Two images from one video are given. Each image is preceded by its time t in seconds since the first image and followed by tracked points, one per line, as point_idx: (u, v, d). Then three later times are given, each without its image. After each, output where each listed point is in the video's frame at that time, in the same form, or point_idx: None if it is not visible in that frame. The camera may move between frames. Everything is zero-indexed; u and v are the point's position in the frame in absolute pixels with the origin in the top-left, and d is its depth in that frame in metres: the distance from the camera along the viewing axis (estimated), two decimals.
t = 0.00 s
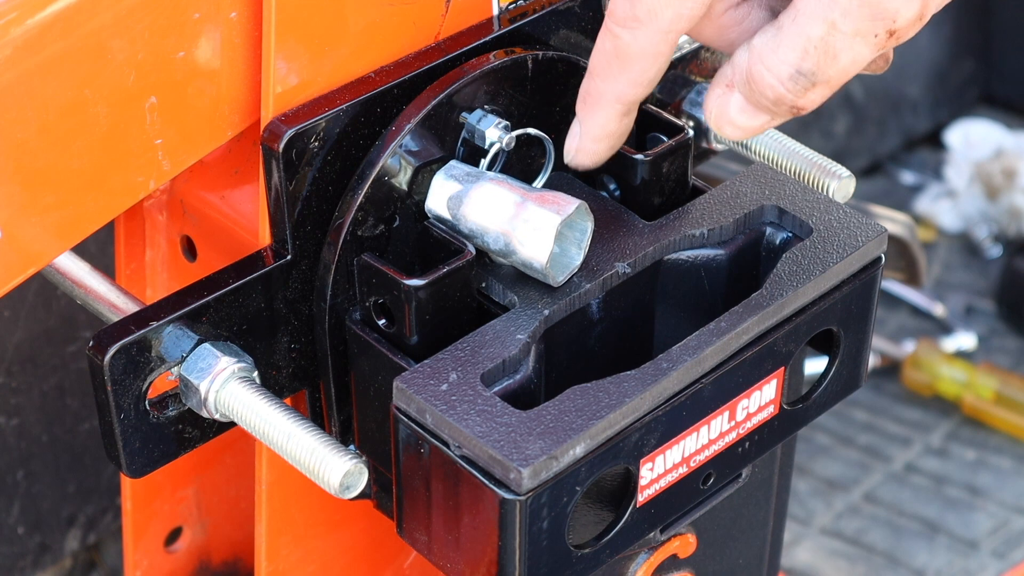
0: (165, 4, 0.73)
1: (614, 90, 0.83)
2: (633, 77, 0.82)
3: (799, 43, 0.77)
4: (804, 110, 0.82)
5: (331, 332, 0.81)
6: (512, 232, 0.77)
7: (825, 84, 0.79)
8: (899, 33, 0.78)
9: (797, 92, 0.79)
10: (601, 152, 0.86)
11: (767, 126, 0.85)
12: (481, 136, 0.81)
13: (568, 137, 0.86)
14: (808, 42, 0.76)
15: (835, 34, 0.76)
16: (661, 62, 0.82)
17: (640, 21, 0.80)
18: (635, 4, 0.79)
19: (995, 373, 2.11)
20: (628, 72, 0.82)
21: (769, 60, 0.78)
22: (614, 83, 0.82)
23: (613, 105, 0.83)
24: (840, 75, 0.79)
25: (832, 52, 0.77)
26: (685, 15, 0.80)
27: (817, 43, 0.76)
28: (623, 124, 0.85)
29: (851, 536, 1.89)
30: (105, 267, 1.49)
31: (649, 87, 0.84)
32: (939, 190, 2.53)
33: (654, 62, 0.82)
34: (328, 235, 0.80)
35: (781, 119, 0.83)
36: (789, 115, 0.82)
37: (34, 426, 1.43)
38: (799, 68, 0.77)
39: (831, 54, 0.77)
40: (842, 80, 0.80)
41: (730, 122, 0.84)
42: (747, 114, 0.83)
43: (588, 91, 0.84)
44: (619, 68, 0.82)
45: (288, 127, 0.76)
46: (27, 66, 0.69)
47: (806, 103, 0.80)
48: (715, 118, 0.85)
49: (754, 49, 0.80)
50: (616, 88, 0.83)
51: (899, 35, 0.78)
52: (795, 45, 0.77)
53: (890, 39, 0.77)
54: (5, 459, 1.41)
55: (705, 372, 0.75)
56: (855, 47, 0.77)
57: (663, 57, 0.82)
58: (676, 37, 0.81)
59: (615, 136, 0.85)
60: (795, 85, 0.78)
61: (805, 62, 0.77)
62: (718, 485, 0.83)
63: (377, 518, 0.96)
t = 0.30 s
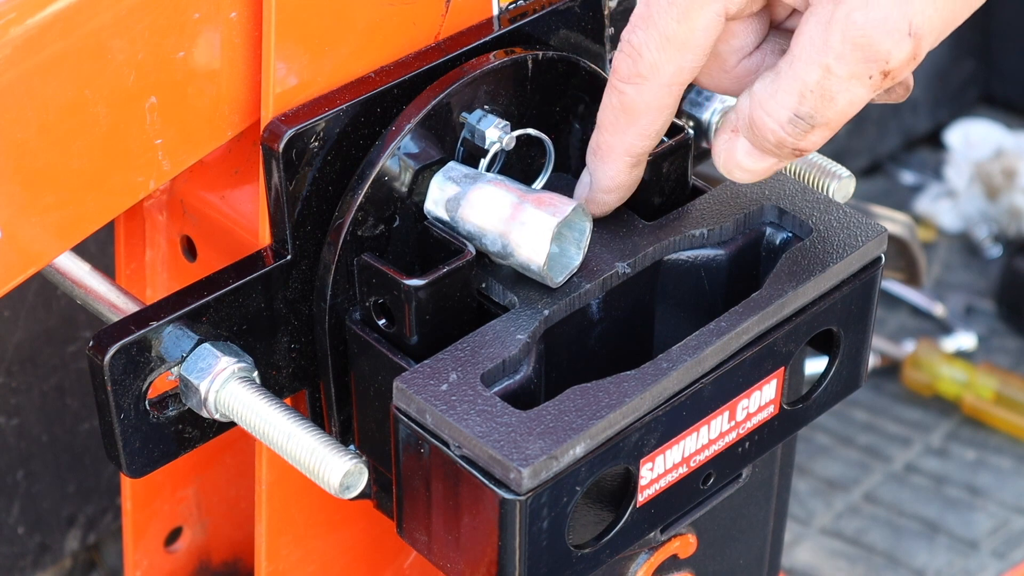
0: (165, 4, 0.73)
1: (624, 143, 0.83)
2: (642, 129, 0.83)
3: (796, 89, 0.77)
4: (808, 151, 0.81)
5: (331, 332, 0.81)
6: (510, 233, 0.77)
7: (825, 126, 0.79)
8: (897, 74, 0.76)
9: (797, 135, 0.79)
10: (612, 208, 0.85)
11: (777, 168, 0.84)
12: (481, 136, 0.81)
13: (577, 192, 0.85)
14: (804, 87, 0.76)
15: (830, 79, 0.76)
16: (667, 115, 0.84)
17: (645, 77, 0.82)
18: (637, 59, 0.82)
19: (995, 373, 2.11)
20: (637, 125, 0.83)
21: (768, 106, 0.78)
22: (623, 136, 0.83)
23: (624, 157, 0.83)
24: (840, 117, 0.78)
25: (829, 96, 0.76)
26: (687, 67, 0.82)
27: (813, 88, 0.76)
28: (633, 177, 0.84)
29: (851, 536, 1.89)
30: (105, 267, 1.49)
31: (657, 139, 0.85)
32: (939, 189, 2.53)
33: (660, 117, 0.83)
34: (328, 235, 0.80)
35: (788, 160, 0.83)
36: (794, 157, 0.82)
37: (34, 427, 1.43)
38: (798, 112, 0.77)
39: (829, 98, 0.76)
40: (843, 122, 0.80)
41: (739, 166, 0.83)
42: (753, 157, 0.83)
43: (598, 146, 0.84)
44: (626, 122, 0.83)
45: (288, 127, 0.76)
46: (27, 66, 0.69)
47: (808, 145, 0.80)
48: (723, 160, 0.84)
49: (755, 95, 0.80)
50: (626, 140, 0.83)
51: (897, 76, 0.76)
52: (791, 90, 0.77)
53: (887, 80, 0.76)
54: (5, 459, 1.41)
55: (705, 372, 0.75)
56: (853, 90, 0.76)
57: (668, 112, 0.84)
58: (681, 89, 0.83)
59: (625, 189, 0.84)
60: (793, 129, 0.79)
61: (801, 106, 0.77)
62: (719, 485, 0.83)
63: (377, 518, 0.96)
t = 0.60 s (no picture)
0: (166, 4, 0.73)
1: (622, 147, 0.83)
2: (638, 133, 0.83)
3: (776, 79, 0.77)
4: (794, 141, 0.81)
5: (331, 332, 0.81)
6: (507, 234, 0.77)
7: (809, 114, 0.79)
8: (876, 57, 0.76)
9: (781, 126, 0.79)
10: (613, 210, 0.85)
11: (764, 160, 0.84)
12: (481, 136, 0.81)
13: (578, 197, 0.85)
14: (785, 78, 0.76)
15: (809, 67, 0.76)
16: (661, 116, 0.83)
17: (632, 82, 0.81)
18: (622, 65, 0.81)
19: (995, 373, 2.11)
20: (632, 129, 0.83)
21: (750, 98, 0.78)
22: (620, 142, 0.83)
23: (622, 161, 0.83)
24: (823, 104, 0.78)
25: (811, 83, 0.76)
26: (672, 67, 0.81)
27: (793, 78, 0.76)
28: (633, 181, 0.84)
29: (851, 536, 1.89)
30: (105, 267, 1.49)
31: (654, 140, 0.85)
32: (939, 190, 2.52)
33: (653, 118, 0.83)
34: (328, 235, 0.80)
35: (776, 152, 0.83)
36: (781, 147, 0.82)
37: (34, 426, 1.43)
38: (780, 102, 0.77)
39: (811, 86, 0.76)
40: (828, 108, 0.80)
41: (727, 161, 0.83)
42: (740, 151, 0.82)
43: (597, 151, 0.84)
44: (619, 128, 0.83)
45: (288, 127, 0.76)
46: (27, 66, 0.69)
47: (793, 134, 0.80)
48: (709, 157, 0.84)
49: (736, 89, 0.80)
50: (622, 145, 0.83)
51: (876, 59, 0.76)
52: (771, 81, 0.77)
53: (867, 65, 0.76)
54: (5, 459, 1.41)
55: (705, 372, 0.75)
56: (835, 76, 0.76)
57: (660, 113, 0.83)
58: (670, 90, 0.82)
59: (626, 192, 0.84)
60: (778, 120, 0.79)
61: (782, 97, 0.77)
62: (719, 485, 0.83)
63: (377, 518, 0.96)
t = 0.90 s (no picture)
0: (166, 5, 0.73)
1: (622, 143, 0.83)
2: (636, 127, 0.82)
3: (773, 71, 0.77)
4: (789, 134, 0.81)
5: (331, 332, 0.81)
6: (513, 232, 0.77)
7: (804, 107, 0.79)
8: (872, 50, 0.76)
9: (777, 118, 0.78)
10: (613, 209, 0.85)
11: (764, 153, 0.83)
12: (481, 136, 0.81)
13: (580, 195, 0.85)
14: (780, 70, 0.76)
15: (805, 57, 0.76)
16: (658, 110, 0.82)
17: (629, 76, 0.80)
18: (619, 59, 0.80)
19: (995, 373, 2.11)
20: (630, 124, 0.82)
21: (746, 91, 0.78)
22: (620, 137, 0.83)
23: (622, 157, 0.83)
24: (819, 97, 0.78)
25: (806, 74, 0.76)
26: (670, 61, 0.80)
27: (789, 70, 0.76)
28: (636, 176, 0.84)
29: (851, 536, 1.89)
30: (105, 267, 1.49)
31: (654, 134, 0.84)
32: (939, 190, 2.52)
33: (652, 111, 0.82)
34: (328, 235, 0.80)
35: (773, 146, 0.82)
36: (778, 141, 0.81)
37: (34, 426, 1.43)
38: (776, 94, 0.77)
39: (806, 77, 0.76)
40: (824, 102, 0.79)
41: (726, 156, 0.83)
42: (738, 144, 0.82)
43: (598, 148, 0.84)
44: (618, 122, 0.82)
45: (288, 127, 0.76)
46: (28, 66, 0.69)
47: (789, 126, 0.80)
48: (709, 153, 0.84)
49: (733, 81, 0.80)
50: (622, 141, 0.83)
51: (872, 52, 0.76)
52: (768, 73, 0.77)
53: (863, 58, 0.76)
54: (5, 459, 1.41)
55: (705, 372, 0.75)
56: (831, 67, 0.76)
57: (659, 105, 0.82)
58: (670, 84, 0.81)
59: (628, 189, 0.84)
60: (774, 112, 0.78)
61: (778, 89, 0.77)
62: (719, 485, 0.83)
63: (377, 518, 0.96)
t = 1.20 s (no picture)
0: (166, 5, 0.73)
1: (625, 146, 0.83)
2: (639, 132, 0.83)
3: (781, 76, 0.77)
4: (800, 140, 0.81)
5: (331, 332, 0.81)
6: (507, 235, 0.77)
7: (814, 112, 0.79)
8: (879, 53, 0.76)
9: (786, 123, 0.79)
10: (613, 211, 0.85)
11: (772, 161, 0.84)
12: (481, 136, 0.81)
13: (580, 196, 0.85)
14: (788, 75, 0.76)
15: (812, 62, 0.76)
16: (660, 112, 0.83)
17: (630, 77, 0.81)
18: (620, 61, 0.81)
19: (995, 373, 2.11)
20: (633, 128, 0.83)
21: (755, 96, 0.78)
22: (622, 140, 0.83)
23: (626, 160, 0.83)
24: (829, 102, 0.78)
25: (814, 79, 0.76)
26: (672, 63, 0.81)
27: (797, 75, 0.76)
28: (637, 180, 0.84)
29: (851, 536, 1.89)
30: (105, 267, 1.49)
31: (657, 138, 0.84)
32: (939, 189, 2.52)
33: (654, 115, 0.83)
34: (328, 235, 0.80)
35: (781, 152, 0.83)
36: (787, 147, 0.81)
37: (34, 427, 1.43)
38: (785, 100, 0.77)
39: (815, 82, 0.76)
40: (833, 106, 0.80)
41: (732, 164, 0.83)
42: (745, 151, 0.82)
43: (601, 150, 0.84)
44: (620, 126, 0.83)
45: (288, 128, 0.76)
46: (28, 66, 0.69)
47: (799, 132, 0.80)
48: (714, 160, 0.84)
49: (740, 88, 0.80)
50: (625, 143, 0.83)
51: (879, 56, 0.76)
52: (776, 78, 0.77)
53: (871, 61, 0.76)
54: (5, 459, 1.41)
55: (705, 372, 0.75)
56: (839, 71, 0.76)
57: (661, 108, 0.83)
58: (670, 86, 0.82)
59: (629, 192, 0.84)
60: (783, 118, 0.78)
61: (787, 94, 0.77)
62: (719, 485, 0.83)
63: (377, 518, 0.96)
